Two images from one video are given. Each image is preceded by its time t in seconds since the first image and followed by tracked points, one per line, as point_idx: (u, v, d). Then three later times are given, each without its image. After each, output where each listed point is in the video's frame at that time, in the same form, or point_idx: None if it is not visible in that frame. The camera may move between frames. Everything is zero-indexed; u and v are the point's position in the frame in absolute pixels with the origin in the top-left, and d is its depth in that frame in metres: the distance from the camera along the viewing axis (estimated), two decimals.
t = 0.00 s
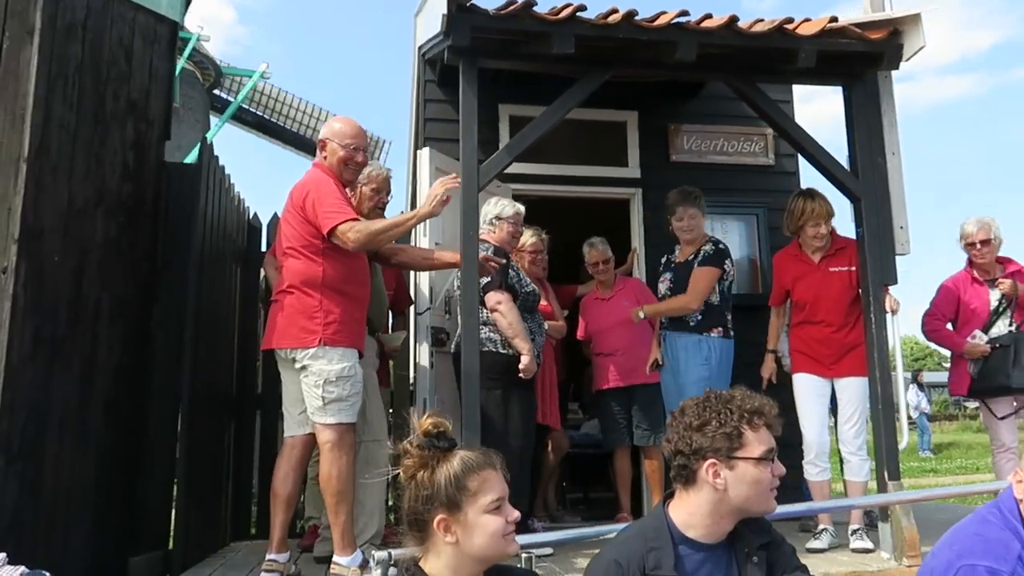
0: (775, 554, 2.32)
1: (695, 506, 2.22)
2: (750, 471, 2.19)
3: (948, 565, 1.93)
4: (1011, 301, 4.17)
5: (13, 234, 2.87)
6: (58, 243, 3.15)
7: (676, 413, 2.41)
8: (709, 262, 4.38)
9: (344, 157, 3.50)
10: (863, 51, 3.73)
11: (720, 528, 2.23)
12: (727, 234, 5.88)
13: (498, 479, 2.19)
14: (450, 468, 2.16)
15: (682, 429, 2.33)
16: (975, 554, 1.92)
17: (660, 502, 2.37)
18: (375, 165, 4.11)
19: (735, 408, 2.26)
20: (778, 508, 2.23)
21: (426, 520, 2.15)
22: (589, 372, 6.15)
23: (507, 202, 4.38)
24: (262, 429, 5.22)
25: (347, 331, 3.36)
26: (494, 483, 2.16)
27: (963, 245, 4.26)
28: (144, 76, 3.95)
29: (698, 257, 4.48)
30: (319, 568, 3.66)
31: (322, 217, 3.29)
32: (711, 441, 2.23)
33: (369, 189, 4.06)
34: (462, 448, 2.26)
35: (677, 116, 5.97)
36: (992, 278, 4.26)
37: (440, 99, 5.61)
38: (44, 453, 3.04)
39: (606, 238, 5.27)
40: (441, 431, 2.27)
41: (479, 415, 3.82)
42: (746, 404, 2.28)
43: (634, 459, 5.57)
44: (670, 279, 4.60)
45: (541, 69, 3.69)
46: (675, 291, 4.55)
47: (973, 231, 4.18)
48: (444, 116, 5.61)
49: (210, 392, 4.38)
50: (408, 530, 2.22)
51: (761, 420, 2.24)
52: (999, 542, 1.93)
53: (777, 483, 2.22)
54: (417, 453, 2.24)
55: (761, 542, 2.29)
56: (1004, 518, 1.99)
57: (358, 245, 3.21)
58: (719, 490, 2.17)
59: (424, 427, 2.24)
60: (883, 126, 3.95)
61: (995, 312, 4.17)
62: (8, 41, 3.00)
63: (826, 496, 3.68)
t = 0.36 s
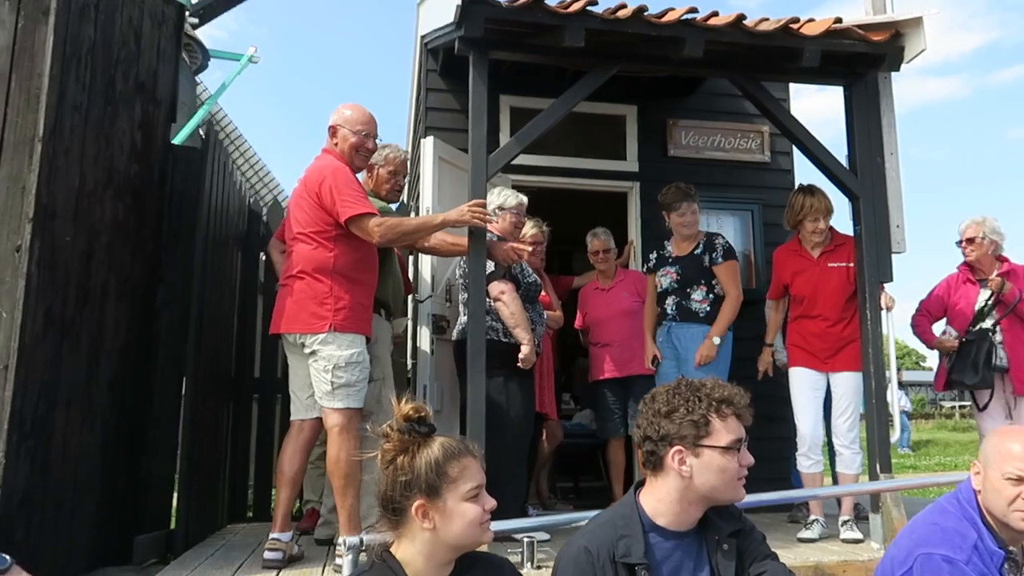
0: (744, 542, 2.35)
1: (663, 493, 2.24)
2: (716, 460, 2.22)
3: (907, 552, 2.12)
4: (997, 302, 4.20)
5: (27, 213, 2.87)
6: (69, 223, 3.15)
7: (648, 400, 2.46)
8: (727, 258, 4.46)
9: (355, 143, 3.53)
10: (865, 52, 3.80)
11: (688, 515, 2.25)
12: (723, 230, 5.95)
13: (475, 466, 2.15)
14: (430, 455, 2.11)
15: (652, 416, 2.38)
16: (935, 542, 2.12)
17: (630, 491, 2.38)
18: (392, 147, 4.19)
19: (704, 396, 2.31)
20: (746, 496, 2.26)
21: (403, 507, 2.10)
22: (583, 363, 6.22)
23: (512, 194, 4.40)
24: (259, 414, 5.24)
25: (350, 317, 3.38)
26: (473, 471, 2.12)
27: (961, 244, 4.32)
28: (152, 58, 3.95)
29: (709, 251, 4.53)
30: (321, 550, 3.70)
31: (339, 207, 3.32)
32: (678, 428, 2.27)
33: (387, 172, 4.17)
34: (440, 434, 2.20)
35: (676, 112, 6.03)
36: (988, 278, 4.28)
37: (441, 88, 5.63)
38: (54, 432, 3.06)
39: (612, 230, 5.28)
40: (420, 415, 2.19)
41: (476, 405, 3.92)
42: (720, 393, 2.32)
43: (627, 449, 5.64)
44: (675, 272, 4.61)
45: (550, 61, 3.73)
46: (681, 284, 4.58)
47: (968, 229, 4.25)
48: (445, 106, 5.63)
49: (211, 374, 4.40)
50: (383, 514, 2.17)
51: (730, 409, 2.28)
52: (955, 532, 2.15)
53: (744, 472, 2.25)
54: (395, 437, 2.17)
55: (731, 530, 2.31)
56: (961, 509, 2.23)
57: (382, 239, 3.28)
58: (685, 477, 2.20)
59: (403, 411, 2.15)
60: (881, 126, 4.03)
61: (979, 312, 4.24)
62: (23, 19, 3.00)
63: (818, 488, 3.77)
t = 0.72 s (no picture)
0: (725, 539, 2.40)
1: (642, 490, 2.28)
2: (692, 457, 2.26)
3: (884, 552, 2.26)
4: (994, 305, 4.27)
5: (48, 202, 2.90)
6: (86, 212, 3.18)
7: (628, 396, 2.50)
8: (729, 260, 4.54)
9: (356, 143, 3.60)
10: (871, 57, 3.86)
11: (666, 511, 2.29)
12: (722, 228, 6.02)
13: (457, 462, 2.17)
14: (414, 447, 2.13)
15: (630, 411, 2.42)
16: (910, 542, 2.26)
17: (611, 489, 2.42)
18: (401, 138, 4.23)
19: (681, 393, 2.35)
20: (724, 494, 2.29)
21: (386, 500, 2.10)
22: (582, 357, 6.28)
23: (518, 189, 4.45)
24: (262, 403, 5.27)
25: (339, 313, 3.43)
26: (456, 465, 2.14)
27: (971, 246, 4.40)
28: (164, 48, 3.97)
29: (711, 253, 4.60)
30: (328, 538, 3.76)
31: (338, 202, 3.37)
32: (655, 424, 2.32)
33: (397, 162, 4.20)
34: (423, 429, 2.23)
35: (678, 110, 6.08)
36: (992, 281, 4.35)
37: (447, 83, 5.66)
38: (70, 419, 3.09)
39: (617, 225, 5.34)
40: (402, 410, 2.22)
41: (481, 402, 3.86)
42: (697, 391, 2.35)
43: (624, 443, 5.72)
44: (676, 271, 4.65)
45: (562, 60, 3.77)
46: (683, 283, 4.63)
47: (980, 232, 4.31)
48: (450, 100, 5.67)
49: (218, 362, 4.43)
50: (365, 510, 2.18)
51: (706, 406, 2.32)
52: (929, 532, 2.29)
53: (720, 470, 2.29)
54: (378, 431, 2.19)
55: (710, 527, 2.36)
56: (936, 510, 2.37)
57: (374, 237, 3.32)
58: (661, 474, 2.25)
59: (386, 405, 2.20)
60: (884, 130, 4.10)
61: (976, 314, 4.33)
62: (44, 9, 3.01)
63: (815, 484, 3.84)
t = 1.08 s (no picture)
0: (705, 543, 2.43)
1: (624, 492, 2.30)
2: (674, 461, 2.28)
3: (863, 553, 2.30)
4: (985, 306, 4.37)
5: (61, 201, 2.91)
6: (98, 211, 3.20)
7: (614, 397, 2.52)
8: (726, 268, 4.61)
9: (341, 142, 3.65)
10: (871, 62, 3.93)
11: (648, 515, 2.31)
12: (719, 227, 6.10)
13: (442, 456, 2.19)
14: (412, 447, 2.09)
15: (614, 413, 2.45)
16: (889, 544, 2.30)
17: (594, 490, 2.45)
18: (406, 141, 4.28)
19: (666, 397, 2.37)
20: (704, 498, 2.31)
21: (388, 503, 2.03)
22: (579, 354, 6.34)
23: (519, 189, 4.47)
24: (263, 400, 5.30)
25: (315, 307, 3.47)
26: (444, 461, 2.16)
27: (977, 246, 4.51)
28: (171, 46, 3.98)
29: (710, 259, 4.66)
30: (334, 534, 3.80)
31: (309, 198, 3.46)
32: (638, 427, 2.34)
33: (401, 164, 4.23)
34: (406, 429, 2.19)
35: (676, 110, 6.14)
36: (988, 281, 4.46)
37: (448, 81, 5.69)
38: (82, 416, 3.12)
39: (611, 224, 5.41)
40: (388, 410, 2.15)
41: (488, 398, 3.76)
42: (682, 396, 2.37)
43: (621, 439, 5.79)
44: (676, 274, 4.72)
45: (568, 62, 3.80)
46: (683, 290, 4.68)
47: (986, 234, 4.42)
48: (451, 98, 5.69)
49: (223, 359, 4.45)
50: (351, 513, 2.08)
51: (690, 411, 2.34)
52: (909, 534, 2.33)
53: (702, 474, 2.30)
54: (370, 433, 2.09)
55: (691, 531, 2.39)
56: (914, 512, 2.41)
57: (340, 233, 3.38)
58: (643, 477, 2.27)
59: (378, 408, 2.09)
60: (883, 133, 4.17)
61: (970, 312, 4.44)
62: (57, 9, 3.03)
63: (811, 481, 3.92)
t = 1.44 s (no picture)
0: (682, 536, 2.38)
1: (602, 486, 2.25)
2: (652, 454, 2.23)
3: (837, 544, 2.31)
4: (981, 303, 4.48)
5: (76, 198, 2.94)
6: (110, 208, 3.22)
7: (592, 390, 2.47)
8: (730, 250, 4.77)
9: (329, 131, 3.71)
10: (871, 63, 3.99)
11: (626, 508, 2.26)
12: (716, 224, 6.17)
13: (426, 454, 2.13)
14: (398, 445, 2.01)
15: (593, 407, 2.39)
16: (864, 535, 2.30)
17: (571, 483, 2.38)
18: (405, 141, 4.33)
19: (645, 390, 2.31)
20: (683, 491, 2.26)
21: (373, 501, 1.94)
22: (578, 349, 6.39)
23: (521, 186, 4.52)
24: (265, 395, 5.32)
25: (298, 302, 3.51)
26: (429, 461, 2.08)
27: (967, 246, 4.61)
28: (177, 43, 4.00)
29: (713, 244, 4.80)
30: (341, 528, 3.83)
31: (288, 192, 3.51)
32: (618, 420, 2.28)
33: (399, 164, 4.28)
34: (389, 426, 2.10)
35: (674, 107, 6.19)
36: (980, 278, 4.57)
37: (448, 78, 5.71)
38: (96, 410, 3.15)
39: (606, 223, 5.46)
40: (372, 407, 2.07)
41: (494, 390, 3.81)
42: (661, 389, 2.32)
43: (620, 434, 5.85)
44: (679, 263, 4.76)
45: (573, 61, 3.85)
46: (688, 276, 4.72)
47: (979, 233, 4.52)
48: (451, 95, 5.72)
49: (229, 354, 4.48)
50: (334, 511, 1.99)
51: (669, 404, 2.29)
52: (882, 525, 2.33)
53: (682, 468, 2.25)
54: (355, 432, 2.00)
55: (668, 524, 2.34)
56: (889, 503, 2.41)
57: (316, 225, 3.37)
58: (622, 470, 2.22)
59: (363, 406, 2.00)
60: (881, 132, 4.24)
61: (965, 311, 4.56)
62: (69, 6, 3.04)
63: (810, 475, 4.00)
